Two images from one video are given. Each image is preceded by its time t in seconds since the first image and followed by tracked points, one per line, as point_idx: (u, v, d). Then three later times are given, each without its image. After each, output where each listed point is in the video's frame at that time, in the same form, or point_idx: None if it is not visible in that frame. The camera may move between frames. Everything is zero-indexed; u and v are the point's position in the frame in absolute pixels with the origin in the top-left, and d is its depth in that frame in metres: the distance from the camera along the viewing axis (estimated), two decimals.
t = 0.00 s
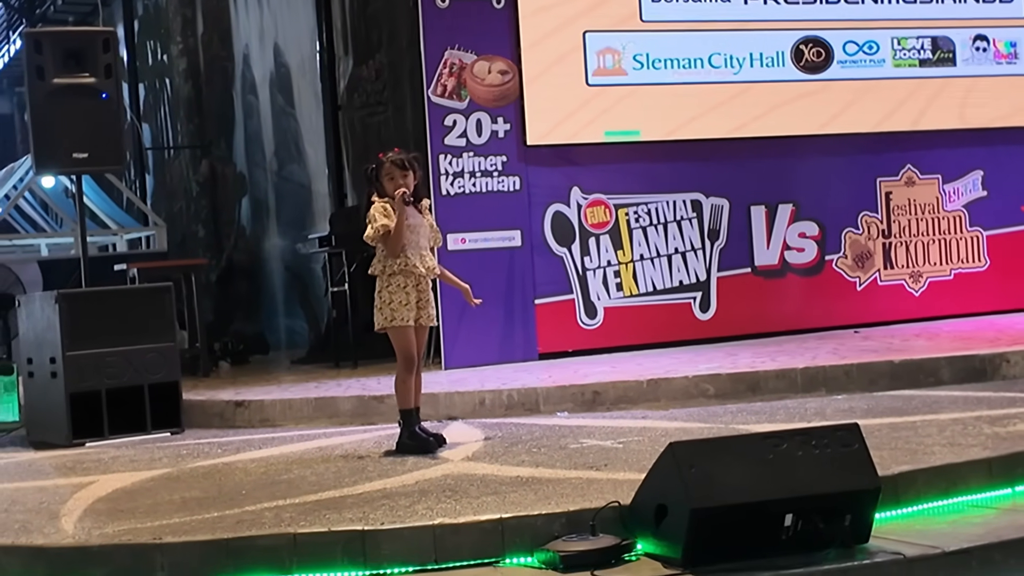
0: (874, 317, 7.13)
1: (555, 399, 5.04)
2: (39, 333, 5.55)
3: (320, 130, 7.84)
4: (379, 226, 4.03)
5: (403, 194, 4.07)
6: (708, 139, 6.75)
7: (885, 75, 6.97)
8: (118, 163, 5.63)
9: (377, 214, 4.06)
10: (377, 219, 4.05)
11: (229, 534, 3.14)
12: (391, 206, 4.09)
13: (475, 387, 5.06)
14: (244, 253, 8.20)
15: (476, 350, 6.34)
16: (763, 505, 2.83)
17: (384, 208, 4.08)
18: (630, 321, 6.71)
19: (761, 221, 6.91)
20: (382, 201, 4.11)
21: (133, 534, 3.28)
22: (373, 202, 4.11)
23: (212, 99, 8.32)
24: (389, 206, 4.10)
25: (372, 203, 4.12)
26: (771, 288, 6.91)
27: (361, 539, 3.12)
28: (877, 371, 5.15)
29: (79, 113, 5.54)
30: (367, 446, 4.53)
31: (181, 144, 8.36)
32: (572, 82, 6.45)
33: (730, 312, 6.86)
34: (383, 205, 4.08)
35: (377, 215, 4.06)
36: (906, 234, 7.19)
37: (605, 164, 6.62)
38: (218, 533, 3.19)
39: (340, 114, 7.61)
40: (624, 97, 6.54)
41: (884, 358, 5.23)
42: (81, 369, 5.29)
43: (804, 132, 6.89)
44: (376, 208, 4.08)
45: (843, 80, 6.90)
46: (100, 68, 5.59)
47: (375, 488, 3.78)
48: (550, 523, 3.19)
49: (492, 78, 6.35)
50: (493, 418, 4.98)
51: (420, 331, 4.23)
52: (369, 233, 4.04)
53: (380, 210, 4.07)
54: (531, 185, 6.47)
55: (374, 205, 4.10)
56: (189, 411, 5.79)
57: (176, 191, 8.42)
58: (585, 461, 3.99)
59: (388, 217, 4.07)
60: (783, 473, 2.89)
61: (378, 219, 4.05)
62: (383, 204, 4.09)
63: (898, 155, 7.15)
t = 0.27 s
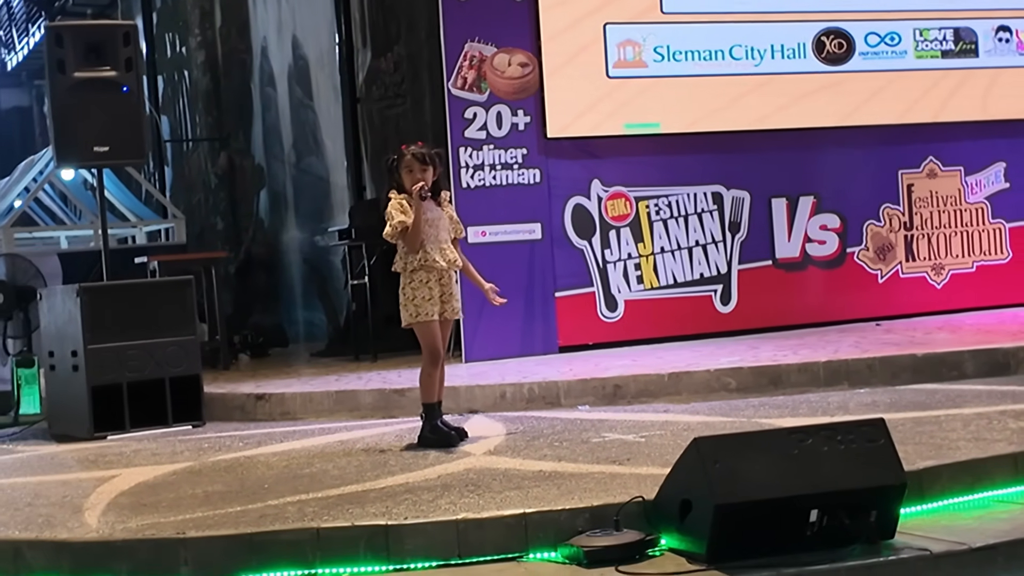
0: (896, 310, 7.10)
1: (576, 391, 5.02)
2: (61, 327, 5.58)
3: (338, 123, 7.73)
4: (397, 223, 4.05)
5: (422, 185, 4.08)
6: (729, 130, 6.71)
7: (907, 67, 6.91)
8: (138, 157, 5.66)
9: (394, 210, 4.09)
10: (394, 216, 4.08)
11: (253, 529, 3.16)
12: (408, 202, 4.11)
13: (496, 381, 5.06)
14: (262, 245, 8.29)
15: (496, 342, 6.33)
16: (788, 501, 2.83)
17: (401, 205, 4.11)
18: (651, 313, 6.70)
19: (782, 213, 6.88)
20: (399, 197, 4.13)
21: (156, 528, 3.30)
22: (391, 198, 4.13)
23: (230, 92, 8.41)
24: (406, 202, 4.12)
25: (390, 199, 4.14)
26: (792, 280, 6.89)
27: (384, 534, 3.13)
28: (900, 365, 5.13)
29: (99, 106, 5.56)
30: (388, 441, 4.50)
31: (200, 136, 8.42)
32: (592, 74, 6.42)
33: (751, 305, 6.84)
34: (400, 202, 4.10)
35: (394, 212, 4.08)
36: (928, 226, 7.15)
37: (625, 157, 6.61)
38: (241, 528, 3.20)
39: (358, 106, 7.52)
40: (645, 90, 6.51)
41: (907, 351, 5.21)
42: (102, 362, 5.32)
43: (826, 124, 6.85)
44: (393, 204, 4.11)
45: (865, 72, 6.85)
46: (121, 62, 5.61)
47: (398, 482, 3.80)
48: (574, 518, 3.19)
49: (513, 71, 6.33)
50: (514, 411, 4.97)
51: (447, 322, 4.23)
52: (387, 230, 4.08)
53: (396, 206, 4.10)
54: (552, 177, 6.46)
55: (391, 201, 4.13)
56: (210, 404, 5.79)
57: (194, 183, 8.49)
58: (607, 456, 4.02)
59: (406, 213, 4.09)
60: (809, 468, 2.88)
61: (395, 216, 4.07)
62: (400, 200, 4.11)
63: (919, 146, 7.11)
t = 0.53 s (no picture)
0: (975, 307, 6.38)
1: (613, 401, 4.45)
2: (22, 326, 4.76)
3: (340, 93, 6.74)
4: (407, 210, 3.53)
5: (434, 168, 3.56)
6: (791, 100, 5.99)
7: (995, 25, 6.17)
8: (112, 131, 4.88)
9: (401, 195, 3.56)
10: (404, 202, 3.55)
11: (245, 557, 2.64)
12: (415, 184, 3.59)
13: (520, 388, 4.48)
14: (251, 232, 6.83)
15: (521, 343, 5.65)
16: (860, 528, 2.29)
17: (410, 188, 3.59)
18: (697, 309, 5.99)
19: (850, 194, 6.15)
20: (406, 179, 3.61)
21: (133, 558, 2.79)
22: (398, 180, 3.61)
23: (214, 53, 6.87)
24: (415, 184, 3.60)
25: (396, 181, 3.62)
26: (861, 270, 6.16)
27: (394, 563, 2.60)
28: (984, 370, 4.52)
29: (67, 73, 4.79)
30: (399, 457, 3.93)
31: (179, 107, 6.87)
32: (633, 35, 5.71)
33: (813, 298, 6.11)
34: (406, 184, 3.58)
35: (403, 197, 3.55)
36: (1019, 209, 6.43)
37: (664, 130, 5.89)
38: (229, 557, 2.68)
39: (361, 72, 6.66)
40: (693, 53, 5.80)
41: (994, 354, 4.60)
42: (70, 366, 4.53)
43: (894, 93, 6.10)
44: (400, 187, 3.58)
45: (947, 31, 6.11)
46: (91, 22, 4.83)
47: (410, 505, 3.27)
48: (614, 547, 2.67)
49: (539, 32, 5.61)
50: (541, 424, 4.41)
51: (464, 324, 3.71)
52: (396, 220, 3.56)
53: (405, 189, 3.57)
54: (584, 153, 5.76)
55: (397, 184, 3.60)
56: (190, 416, 4.88)
57: (173, 163, 6.92)
58: (650, 475, 3.46)
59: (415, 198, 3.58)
60: (887, 490, 2.34)
61: (403, 201, 3.55)
62: (408, 182, 3.58)
63: (1005, 117, 6.36)
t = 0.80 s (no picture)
0: None
1: (658, 422, 3.74)
2: None
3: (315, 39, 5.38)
4: (404, 188, 2.92)
5: (441, 138, 2.90)
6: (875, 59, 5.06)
7: None
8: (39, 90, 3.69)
9: (396, 170, 2.95)
10: (398, 178, 2.94)
11: None
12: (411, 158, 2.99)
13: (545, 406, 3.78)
14: (208, 213, 5.80)
15: (545, 353, 4.45)
16: None
17: (405, 162, 2.98)
18: (762, 310, 4.69)
19: (949, 165, 4.83)
20: (402, 150, 3.01)
21: None
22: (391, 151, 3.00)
23: None
24: (412, 157, 3.00)
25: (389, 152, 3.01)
26: (967, 261, 4.86)
27: None
28: None
29: None
30: (394, 491, 3.24)
31: (119, 59, 5.77)
32: None
33: (907, 297, 4.81)
34: (402, 158, 2.98)
35: (397, 173, 2.94)
36: None
37: (720, 85, 4.59)
38: None
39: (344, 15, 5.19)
40: None
41: None
42: None
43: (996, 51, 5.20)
44: (394, 161, 2.98)
45: None
46: None
47: (407, 552, 2.60)
48: None
49: None
50: (570, 450, 3.71)
51: (474, 325, 3.03)
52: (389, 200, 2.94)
53: (399, 163, 2.96)
54: (620, 114, 4.50)
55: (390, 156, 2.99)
56: (140, 439, 4.01)
57: (110, 126, 5.78)
58: (706, 514, 2.75)
59: (411, 174, 2.97)
60: None
61: (400, 177, 2.93)
62: (402, 154, 2.99)
63: None
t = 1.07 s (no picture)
0: None
1: (673, 420, 3.73)
2: None
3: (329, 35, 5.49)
4: (422, 188, 2.89)
5: (461, 138, 2.87)
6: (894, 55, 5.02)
7: None
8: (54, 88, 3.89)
9: (412, 171, 2.94)
10: (416, 179, 2.92)
11: None
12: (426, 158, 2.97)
13: (561, 404, 3.77)
14: (218, 211, 5.86)
15: (560, 352, 4.44)
16: None
17: (421, 163, 2.96)
18: (776, 308, 4.69)
19: (964, 163, 4.83)
20: (417, 151, 2.99)
21: None
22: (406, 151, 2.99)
23: None
24: (427, 158, 2.98)
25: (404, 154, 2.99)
26: (983, 259, 4.85)
27: None
28: None
29: None
30: (411, 490, 3.24)
31: (130, 57, 5.86)
32: None
33: (922, 295, 4.80)
34: (417, 158, 2.96)
35: (413, 174, 2.92)
36: None
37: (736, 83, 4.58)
38: None
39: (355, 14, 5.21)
40: None
41: None
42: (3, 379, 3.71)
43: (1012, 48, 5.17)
44: (410, 161, 2.96)
45: None
46: None
47: (426, 551, 2.59)
48: None
49: None
50: (586, 449, 3.70)
51: (492, 325, 3.02)
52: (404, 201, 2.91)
53: (415, 164, 2.95)
54: (634, 113, 4.49)
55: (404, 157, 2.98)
56: (153, 438, 4.01)
57: (121, 124, 5.87)
58: (725, 512, 2.74)
59: (427, 174, 2.95)
60: None
61: (417, 178, 2.91)
62: (418, 154, 2.97)
63: None
